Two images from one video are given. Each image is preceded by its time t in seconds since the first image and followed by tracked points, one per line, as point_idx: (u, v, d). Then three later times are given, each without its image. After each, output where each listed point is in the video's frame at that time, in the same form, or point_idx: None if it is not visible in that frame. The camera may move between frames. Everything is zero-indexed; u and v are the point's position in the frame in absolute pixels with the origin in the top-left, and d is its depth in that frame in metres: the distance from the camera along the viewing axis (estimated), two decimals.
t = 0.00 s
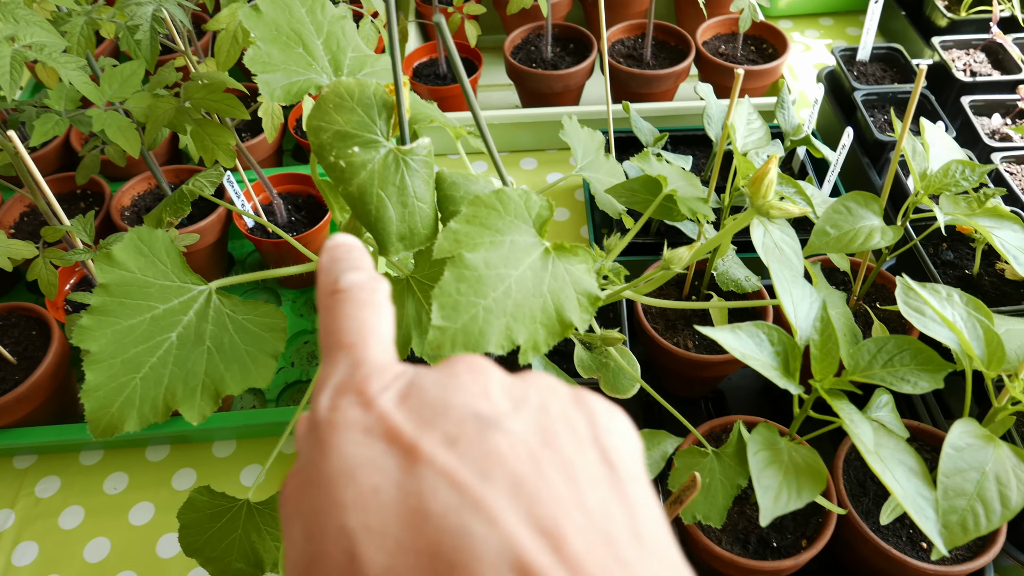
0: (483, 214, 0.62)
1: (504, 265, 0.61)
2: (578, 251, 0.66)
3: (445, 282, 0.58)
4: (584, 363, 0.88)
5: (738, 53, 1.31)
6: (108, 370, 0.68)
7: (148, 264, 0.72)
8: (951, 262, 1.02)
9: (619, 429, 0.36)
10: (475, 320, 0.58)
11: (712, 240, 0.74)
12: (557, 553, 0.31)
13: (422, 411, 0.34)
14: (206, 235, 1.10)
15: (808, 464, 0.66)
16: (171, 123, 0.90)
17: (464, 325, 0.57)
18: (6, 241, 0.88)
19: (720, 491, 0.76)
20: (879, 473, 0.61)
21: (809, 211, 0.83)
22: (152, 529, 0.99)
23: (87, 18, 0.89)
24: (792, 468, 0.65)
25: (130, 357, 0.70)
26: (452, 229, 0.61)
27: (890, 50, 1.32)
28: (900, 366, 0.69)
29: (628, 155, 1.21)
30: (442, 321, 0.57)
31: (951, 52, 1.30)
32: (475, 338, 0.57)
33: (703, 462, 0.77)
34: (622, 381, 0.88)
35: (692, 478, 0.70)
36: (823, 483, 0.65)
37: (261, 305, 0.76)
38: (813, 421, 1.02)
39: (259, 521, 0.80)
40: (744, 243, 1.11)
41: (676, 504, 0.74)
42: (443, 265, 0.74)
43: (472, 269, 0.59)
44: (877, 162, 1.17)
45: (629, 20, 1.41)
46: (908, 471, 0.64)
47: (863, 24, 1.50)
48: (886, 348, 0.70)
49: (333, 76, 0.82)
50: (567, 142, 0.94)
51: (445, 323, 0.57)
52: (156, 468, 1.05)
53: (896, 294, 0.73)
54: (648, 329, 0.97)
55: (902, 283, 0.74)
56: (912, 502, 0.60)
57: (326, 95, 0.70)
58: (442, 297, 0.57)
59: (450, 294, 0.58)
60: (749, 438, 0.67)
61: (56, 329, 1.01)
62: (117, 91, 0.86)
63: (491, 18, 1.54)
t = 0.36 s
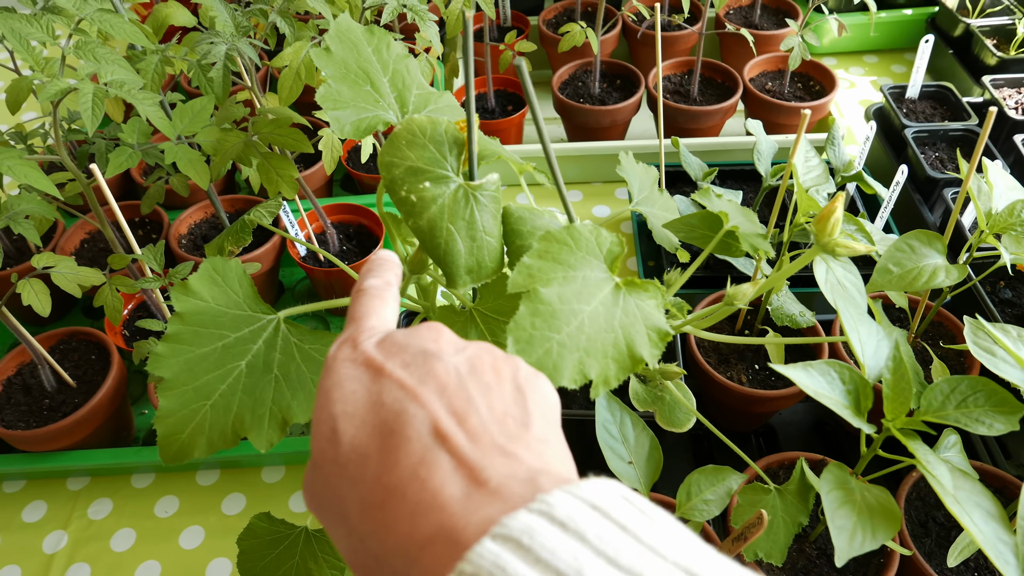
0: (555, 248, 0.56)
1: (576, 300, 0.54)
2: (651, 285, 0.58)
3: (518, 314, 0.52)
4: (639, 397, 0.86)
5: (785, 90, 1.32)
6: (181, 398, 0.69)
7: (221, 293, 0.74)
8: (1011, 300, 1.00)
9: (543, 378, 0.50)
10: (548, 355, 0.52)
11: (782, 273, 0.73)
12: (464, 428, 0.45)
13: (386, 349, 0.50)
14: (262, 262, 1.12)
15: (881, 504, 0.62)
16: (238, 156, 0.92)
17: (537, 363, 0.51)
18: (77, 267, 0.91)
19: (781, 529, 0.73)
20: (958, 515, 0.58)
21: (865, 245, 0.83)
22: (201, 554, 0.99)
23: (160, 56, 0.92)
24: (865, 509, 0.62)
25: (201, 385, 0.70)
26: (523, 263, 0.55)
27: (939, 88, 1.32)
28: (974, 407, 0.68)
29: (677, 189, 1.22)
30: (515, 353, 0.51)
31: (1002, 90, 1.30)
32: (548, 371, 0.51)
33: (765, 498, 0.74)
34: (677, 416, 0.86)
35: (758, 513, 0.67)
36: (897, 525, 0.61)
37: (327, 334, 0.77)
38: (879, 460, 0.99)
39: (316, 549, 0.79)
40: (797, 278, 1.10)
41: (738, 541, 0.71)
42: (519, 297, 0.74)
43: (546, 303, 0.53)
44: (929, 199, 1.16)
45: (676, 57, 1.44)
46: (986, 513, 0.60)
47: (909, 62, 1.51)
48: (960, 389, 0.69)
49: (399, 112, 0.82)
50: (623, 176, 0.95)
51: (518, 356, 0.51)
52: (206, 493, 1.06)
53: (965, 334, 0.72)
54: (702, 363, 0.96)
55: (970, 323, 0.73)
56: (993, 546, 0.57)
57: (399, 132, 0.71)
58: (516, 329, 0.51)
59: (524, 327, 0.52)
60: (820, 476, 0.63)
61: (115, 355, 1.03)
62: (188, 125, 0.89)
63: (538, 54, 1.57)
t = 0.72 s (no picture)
0: (573, 247, 0.57)
1: (593, 300, 0.55)
2: (666, 289, 0.59)
3: (534, 311, 0.52)
4: (648, 399, 0.84)
5: (788, 90, 1.33)
6: (191, 403, 0.68)
7: (231, 296, 0.72)
8: (1014, 300, 1.02)
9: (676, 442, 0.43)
10: (561, 352, 0.52)
11: (796, 273, 0.72)
12: (619, 520, 0.37)
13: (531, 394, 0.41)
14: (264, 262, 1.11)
15: (899, 507, 0.63)
16: (244, 155, 0.91)
17: (550, 358, 0.51)
18: (79, 268, 0.89)
19: (794, 530, 0.73)
20: (976, 516, 0.59)
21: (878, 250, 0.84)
22: (205, 558, 0.98)
23: (165, 53, 0.91)
24: (884, 512, 0.62)
25: (212, 389, 0.69)
26: (543, 262, 0.56)
27: (941, 89, 1.33)
28: (991, 410, 0.69)
29: (682, 189, 1.22)
30: (528, 350, 0.51)
31: (1002, 91, 1.32)
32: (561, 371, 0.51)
33: (778, 501, 0.74)
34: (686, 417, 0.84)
35: (772, 516, 0.68)
36: (915, 528, 0.62)
37: (338, 337, 0.75)
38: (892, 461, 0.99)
39: (326, 554, 0.78)
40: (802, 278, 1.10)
41: (751, 544, 0.73)
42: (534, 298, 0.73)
43: (563, 300, 0.53)
44: (931, 200, 1.17)
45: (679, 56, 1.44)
46: (1003, 515, 0.62)
47: (908, 62, 1.52)
48: (976, 392, 0.70)
49: (411, 111, 0.81)
50: (632, 177, 0.95)
51: (530, 353, 0.51)
52: (208, 497, 1.04)
53: (979, 336, 0.73)
54: (711, 364, 0.96)
55: (984, 324, 0.74)
56: (1012, 547, 0.58)
57: (414, 132, 0.70)
58: (531, 326, 0.52)
59: (538, 324, 0.52)
60: (840, 478, 0.63)
61: (115, 358, 1.01)
62: (194, 123, 0.89)
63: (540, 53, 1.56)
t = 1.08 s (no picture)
0: (556, 242, 0.57)
1: (578, 293, 0.55)
2: (651, 280, 0.59)
3: (521, 308, 0.52)
4: (635, 391, 0.84)
5: (767, 83, 1.34)
6: (176, 406, 0.67)
7: (216, 298, 0.72)
8: (993, 287, 1.03)
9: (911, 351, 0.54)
10: (551, 346, 0.52)
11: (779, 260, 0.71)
12: (903, 443, 0.47)
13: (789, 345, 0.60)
14: (247, 264, 1.10)
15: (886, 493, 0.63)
16: (225, 157, 0.91)
17: (540, 353, 0.52)
18: (60, 274, 0.88)
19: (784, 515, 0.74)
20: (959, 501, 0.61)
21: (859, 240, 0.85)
22: (195, 563, 0.97)
23: (142, 56, 0.90)
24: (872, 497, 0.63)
25: (197, 391, 0.69)
26: (525, 257, 0.56)
27: (918, 79, 1.35)
28: (976, 396, 0.70)
29: (664, 183, 1.23)
30: (518, 347, 0.51)
31: (977, 80, 1.34)
32: (552, 367, 0.52)
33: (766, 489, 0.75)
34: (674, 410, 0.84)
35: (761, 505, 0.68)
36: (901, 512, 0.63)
37: (324, 336, 0.75)
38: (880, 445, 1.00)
39: (316, 555, 0.78)
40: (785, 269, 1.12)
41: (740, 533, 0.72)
42: (520, 295, 0.72)
43: (548, 296, 0.54)
44: (911, 188, 1.19)
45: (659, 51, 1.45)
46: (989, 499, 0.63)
47: (885, 54, 1.54)
48: (962, 378, 0.71)
49: (391, 110, 0.81)
50: (615, 172, 0.96)
51: (521, 350, 0.52)
52: (197, 501, 1.04)
53: (960, 321, 0.74)
54: (696, 356, 0.96)
55: (966, 310, 0.75)
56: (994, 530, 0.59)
57: (395, 129, 0.70)
58: (518, 323, 0.52)
59: (526, 321, 0.53)
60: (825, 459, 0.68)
61: (99, 364, 1.00)
62: (173, 126, 0.89)
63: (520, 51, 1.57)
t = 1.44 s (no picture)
0: (531, 245, 0.58)
1: (552, 295, 0.56)
2: (627, 278, 0.59)
3: (495, 313, 0.53)
4: (631, 391, 0.84)
5: (762, 81, 1.34)
6: (172, 408, 0.68)
7: (210, 300, 0.72)
8: (988, 283, 1.03)
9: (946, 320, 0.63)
10: (526, 350, 0.53)
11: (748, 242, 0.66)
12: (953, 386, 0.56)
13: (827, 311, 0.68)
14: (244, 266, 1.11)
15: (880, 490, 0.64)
16: (220, 159, 0.91)
17: (515, 357, 0.52)
18: (56, 277, 0.89)
19: (779, 510, 0.74)
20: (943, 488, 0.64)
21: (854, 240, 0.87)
22: (193, 565, 0.98)
23: (137, 59, 0.91)
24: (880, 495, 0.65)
25: (192, 393, 0.69)
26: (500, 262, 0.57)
27: (912, 77, 1.35)
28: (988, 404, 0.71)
29: (659, 182, 1.23)
30: (492, 353, 0.52)
31: (972, 77, 1.34)
32: (527, 370, 0.52)
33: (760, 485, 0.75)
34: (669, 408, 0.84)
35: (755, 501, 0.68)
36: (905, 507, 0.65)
37: (318, 337, 0.75)
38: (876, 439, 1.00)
39: (313, 555, 0.78)
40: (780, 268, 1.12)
41: (735, 531, 0.72)
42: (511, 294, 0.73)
43: (523, 299, 0.54)
44: (906, 186, 1.19)
45: (654, 50, 1.45)
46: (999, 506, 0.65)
47: (880, 51, 1.54)
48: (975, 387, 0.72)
49: (385, 110, 0.81)
50: (609, 171, 0.97)
51: (495, 356, 0.52)
52: (194, 503, 1.04)
53: (952, 317, 0.73)
54: (691, 353, 0.95)
55: (958, 307, 0.74)
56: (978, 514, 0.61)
57: (387, 130, 0.70)
58: (492, 328, 0.53)
59: (500, 326, 0.53)
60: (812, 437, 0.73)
61: (95, 367, 1.00)
62: (168, 128, 0.89)
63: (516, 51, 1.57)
